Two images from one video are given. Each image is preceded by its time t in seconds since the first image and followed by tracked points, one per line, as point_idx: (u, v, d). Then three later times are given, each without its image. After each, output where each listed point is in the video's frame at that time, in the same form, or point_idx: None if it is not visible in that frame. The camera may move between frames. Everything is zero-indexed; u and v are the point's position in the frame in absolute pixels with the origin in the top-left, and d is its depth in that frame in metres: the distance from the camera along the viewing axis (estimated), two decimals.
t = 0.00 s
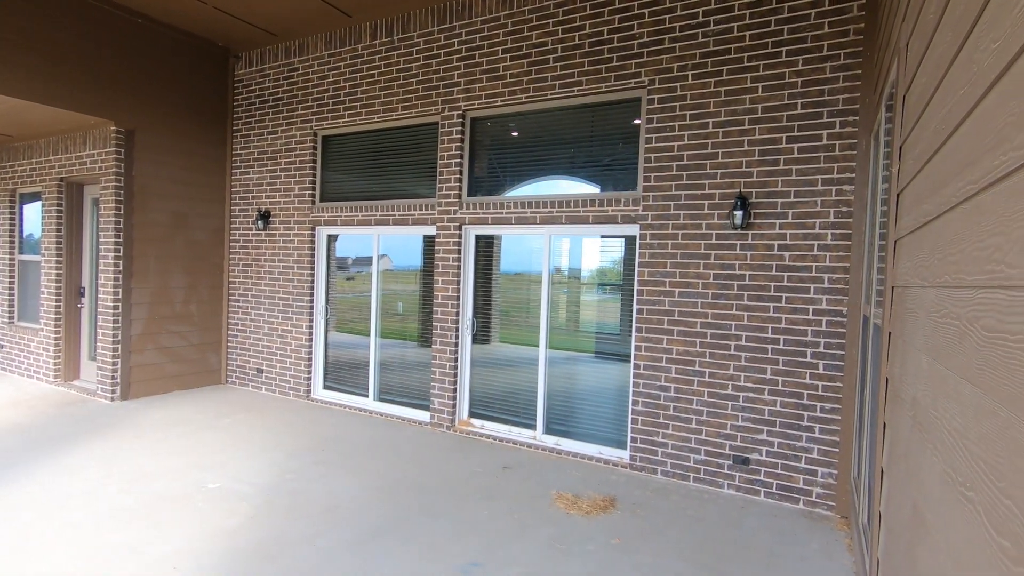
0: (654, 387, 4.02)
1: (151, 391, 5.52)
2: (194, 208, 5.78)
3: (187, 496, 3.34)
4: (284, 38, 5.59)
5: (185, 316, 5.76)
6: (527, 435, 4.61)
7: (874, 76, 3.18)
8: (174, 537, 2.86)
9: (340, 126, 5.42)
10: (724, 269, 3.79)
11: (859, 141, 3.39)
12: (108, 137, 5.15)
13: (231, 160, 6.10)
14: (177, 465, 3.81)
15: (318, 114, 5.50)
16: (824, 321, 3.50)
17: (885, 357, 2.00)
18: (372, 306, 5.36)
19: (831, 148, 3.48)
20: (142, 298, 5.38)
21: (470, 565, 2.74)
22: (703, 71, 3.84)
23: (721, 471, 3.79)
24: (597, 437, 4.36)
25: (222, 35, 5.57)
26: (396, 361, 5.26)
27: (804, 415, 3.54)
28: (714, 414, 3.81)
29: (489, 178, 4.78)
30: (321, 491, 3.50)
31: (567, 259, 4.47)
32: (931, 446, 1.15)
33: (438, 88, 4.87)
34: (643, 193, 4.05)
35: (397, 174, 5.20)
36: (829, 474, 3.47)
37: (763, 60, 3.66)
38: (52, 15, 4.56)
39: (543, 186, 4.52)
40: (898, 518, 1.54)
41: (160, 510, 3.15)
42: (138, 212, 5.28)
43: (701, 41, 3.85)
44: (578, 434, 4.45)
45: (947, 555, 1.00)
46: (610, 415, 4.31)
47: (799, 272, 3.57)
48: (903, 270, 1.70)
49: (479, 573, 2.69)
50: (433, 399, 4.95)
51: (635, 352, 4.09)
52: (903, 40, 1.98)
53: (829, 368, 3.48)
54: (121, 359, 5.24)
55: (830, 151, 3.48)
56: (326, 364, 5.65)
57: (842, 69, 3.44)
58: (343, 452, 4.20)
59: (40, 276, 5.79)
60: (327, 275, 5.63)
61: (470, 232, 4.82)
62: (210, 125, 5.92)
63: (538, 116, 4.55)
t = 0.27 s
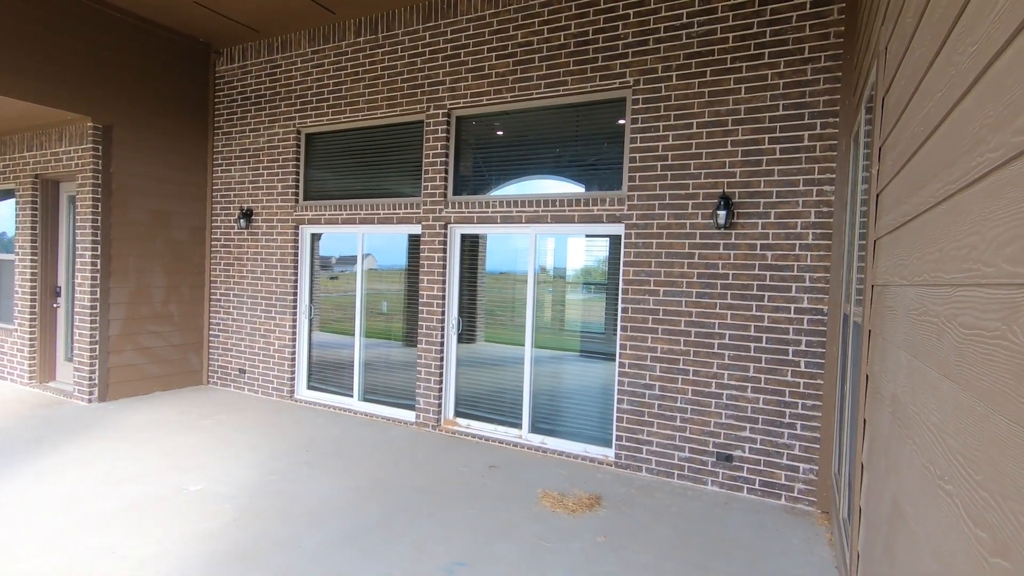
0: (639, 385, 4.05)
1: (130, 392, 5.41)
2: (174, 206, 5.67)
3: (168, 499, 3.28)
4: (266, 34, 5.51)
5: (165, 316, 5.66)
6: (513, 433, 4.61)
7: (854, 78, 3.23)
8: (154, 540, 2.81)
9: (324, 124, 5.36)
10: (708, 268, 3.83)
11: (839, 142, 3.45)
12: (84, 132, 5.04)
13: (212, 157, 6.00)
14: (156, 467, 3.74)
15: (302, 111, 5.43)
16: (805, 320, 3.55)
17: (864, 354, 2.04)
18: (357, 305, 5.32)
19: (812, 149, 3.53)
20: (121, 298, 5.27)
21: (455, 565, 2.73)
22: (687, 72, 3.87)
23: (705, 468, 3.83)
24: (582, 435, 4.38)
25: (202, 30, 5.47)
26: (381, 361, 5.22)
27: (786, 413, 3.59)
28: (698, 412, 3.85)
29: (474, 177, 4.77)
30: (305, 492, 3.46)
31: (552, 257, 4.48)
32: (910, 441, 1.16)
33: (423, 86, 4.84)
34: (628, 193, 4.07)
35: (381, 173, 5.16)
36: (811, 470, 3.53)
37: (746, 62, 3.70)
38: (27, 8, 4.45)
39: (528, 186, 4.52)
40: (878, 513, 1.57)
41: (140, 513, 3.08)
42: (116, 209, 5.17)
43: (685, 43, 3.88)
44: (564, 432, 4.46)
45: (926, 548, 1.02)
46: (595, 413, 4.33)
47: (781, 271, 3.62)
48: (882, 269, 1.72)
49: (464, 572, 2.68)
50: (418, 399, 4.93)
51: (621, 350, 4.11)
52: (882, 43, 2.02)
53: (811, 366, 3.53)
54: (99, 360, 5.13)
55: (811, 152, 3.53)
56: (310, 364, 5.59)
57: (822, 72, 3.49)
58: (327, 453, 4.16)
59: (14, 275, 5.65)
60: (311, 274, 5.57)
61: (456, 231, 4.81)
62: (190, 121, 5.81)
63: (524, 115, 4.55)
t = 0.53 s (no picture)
0: (630, 383, 4.07)
1: (116, 393, 5.34)
2: (161, 204, 5.60)
3: (156, 500, 3.24)
4: (254, 30, 5.45)
5: (152, 315, 5.59)
6: (504, 432, 4.61)
7: (842, 80, 3.27)
8: (142, 542, 2.78)
9: (314, 122, 5.32)
10: (699, 267, 3.85)
11: (828, 142, 3.48)
12: (69, 129, 4.96)
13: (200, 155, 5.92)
14: (143, 469, 3.69)
15: (291, 109, 5.38)
16: (794, 318, 3.59)
17: (852, 352, 2.07)
18: (347, 305, 5.29)
19: (801, 149, 3.56)
20: (107, 297, 5.20)
21: (448, 564, 2.73)
22: (678, 72, 3.89)
23: (696, 466, 3.86)
24: (573, 434, 4.39)
25: (190, 26, 5.41)
26: (371, 360, 5.20)
27: (775, 410, 3.63)
28: (689, 410, 3.88)
29: (465, 176, 4.76)
30: (295, 493, 3.44)
31: (542, 256, 4.48)
32: (900, 436, 1.18)
33: (414, 85, 4.82)
34: (619, 192, 4.08)
35: (372, 172, 5.14)
36: (799, 467, 3.56)
37: (736, 63, 3.73)
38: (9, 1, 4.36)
39: (520, 184, 4.52)
40: (867, 509, 1.59)
41: (127, 514, 3.04)
42: (101, 207, 5.10)
43: (675, 43, 3.90)
44: (555, 430, 4.47)
45: (915, 541, 1.04)
46: (586, 412, 4.34)
47: (770, 270, 3.65)
48: (871, 267, 1.74)
49: (457, 571, 2.67)
50: (409, 398, 4.91)
51: (612, 349, 4.13)
52: (870, 45, 2.05)
53: (799, 364, 3.57)
54: (84, 360, 5.06)
55: (800, 152, 3.57)
56: (299, 364, 5.55)
57: (811, 72, 3.53)
58: (318, 453, 4.13)
59: None
60: (301, 273, 5.53)
61: (447, 230, 4.79)
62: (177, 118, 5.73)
63: (515, 114, 4.55)
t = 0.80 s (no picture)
0: (627, 381, 4.07)
1: (109, 392, 5.29)
2: (154, 202, 5.55)
3: (151, 500, 3.22)
4: (249, 27, 5.41)
5: (146, 314, 5.55)
6: (501, 430, 4.60)
7: (837, 78, 3.28)
8: (138, 542, 2.75)
9: (309, 120, 5.29)
10: (695, 265, 3.86)
11: (824, 140, 3.49)
12: (61, 126, 4.91)
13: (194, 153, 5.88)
14: (138, 468, 3.66)
15: (286, 107, 5.35)
16: (791, 316, 3.60)
17: (850, 348, 2.07)
18: (342, 304, 5.27)
19: (797, 147, 3.57)
20: (100, 296, 5.16)
21: (446, 562, 2.72)
22: (674, 70, 3.89)
23: (693, 463, 3.86)
24: (570, 432, 4.39)
25: (184, 23, 5.36)
26: (367, 359, 5.18)
27: (771, 408, 3.64)
28: (686, 408, 3.88)
29: (462, 174, 4.74)
30: (292, 491, 3.42)
31: (538, 254, 4.47)
32: (901, 431, 1.18)
33: (410, 82, 4.80)
34: (616, 189, 4.08)
35: (368, 169, 5.11)
36: (796, 464, 3.58)
37: (732, 60, 3.73)
38: None
39: (516, 182, 4.51)
40: (866, 504, 1.59)
41: (123, 514, 3.02)
42: (94, 205, 5.05)
43: (672, 41, 3.90)
44: (552, 428, 4.46)
45: (917, 535, 1.04)
46: (582, 410, 4.34)
47: (767, 268, 3.66)
48: (870, 263, 1.75)
49: (456, 569, 2.67)
50: (406, 397, 4.89)
51: (609, 347, 4.13)
52: (867, 42, 2.05)
53: (796, 361, 3.58)
54: (77, 360, 5.01)
55: (796, 150, 3.58)
56: (295, 362, 5.52)
57: (807, 70, 3.54)
58: (314, 451, 4.12)
59: None
60: (296, 272, 5.50)
61: (443, 228, 4.78)
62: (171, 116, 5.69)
63: (511, 112, 4.54)
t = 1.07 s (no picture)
0: (628, 376, 4.05)
1: (106, 389, 5.25)
2: (151, 198, 5.51)
3: (149, 497, 3.18)
4: (246, 21, 5.37)
5: (143, 311, 5.51)
6: (501, 427, 4.58)
7: (840, 71, 3.26)
8: (136, 539, 2.73)
9: (307, 115, 5.26)
10: (697, 259, 3.84)
11: (826, 134, 3.47)
12: (58, 122, 4.86)
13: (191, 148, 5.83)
14: (135, 465, 3.62)
15: (284, 102, 5.31)
16: (793, 311, 3.58)
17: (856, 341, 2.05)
18: (341, 301, 5.23)
19: (800, 141, 3.55)
20: (97, 293, 5.12)
21: (448, 558, 2.70)
22: (676, 64, 3.87)
23: (694, 459, 3.85)
24: (570, 429, 4.36)
25: (181, 18, 5.32)
26: (367, 356, 5.15)
27: (773, 403, 3.62)
28: (687, 403, 3.86)
29: (461, 169, 4.71)
30: (291, 488, 3.40)
31: (536, 252, 4.45)
32: (915, 420, 1.17)
33: (409, 77, 4.76)
34: (616, 184, 4.06)
35: (367, 165, 5.08)
36: (798, 459, 3.56)
37: (734, 54, 3.71)
38: None
39: (516, 177, 4.48)
40: (875, 497, 1.57)
41: (121, 512, 2.99)
42: (90, 201, 5.01)
43: (673, 34, 3.88)
44: (553, 425, 4.43)
45: (934, 525, 1.02)
46: (582, 406, 4.32)
47: (769, 262, 3.64)
48: (878, 253, 1.73)
49: (457, 565, 2.65)
50: (405, 394, 4.86)
51: (610, 342, 4.10)
52: (873, 32, 2.03)
53: (798, 356, 3.57)
54: (73, 357, 4.97)
55: (799, 144, 3.55)
56: (293, 360, 5.49)
57: (809, 64, 3.52)
58: (313, 448, 4.09)
59: None
60: (294, 268, 5.47)
61: (443, 224, 4.75)
62: (168, 111, 5.64)
63: (511, 106, 4.51)
